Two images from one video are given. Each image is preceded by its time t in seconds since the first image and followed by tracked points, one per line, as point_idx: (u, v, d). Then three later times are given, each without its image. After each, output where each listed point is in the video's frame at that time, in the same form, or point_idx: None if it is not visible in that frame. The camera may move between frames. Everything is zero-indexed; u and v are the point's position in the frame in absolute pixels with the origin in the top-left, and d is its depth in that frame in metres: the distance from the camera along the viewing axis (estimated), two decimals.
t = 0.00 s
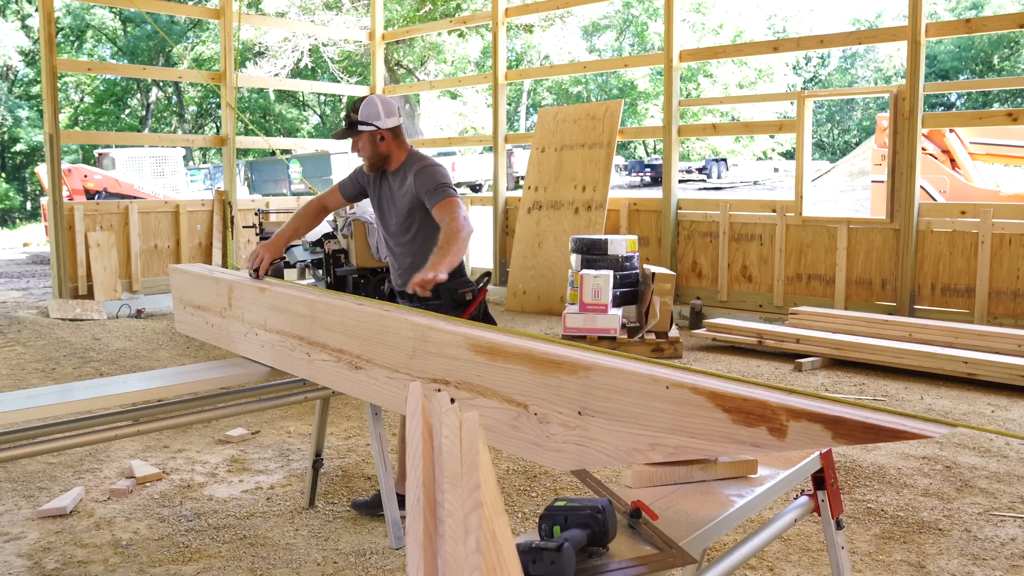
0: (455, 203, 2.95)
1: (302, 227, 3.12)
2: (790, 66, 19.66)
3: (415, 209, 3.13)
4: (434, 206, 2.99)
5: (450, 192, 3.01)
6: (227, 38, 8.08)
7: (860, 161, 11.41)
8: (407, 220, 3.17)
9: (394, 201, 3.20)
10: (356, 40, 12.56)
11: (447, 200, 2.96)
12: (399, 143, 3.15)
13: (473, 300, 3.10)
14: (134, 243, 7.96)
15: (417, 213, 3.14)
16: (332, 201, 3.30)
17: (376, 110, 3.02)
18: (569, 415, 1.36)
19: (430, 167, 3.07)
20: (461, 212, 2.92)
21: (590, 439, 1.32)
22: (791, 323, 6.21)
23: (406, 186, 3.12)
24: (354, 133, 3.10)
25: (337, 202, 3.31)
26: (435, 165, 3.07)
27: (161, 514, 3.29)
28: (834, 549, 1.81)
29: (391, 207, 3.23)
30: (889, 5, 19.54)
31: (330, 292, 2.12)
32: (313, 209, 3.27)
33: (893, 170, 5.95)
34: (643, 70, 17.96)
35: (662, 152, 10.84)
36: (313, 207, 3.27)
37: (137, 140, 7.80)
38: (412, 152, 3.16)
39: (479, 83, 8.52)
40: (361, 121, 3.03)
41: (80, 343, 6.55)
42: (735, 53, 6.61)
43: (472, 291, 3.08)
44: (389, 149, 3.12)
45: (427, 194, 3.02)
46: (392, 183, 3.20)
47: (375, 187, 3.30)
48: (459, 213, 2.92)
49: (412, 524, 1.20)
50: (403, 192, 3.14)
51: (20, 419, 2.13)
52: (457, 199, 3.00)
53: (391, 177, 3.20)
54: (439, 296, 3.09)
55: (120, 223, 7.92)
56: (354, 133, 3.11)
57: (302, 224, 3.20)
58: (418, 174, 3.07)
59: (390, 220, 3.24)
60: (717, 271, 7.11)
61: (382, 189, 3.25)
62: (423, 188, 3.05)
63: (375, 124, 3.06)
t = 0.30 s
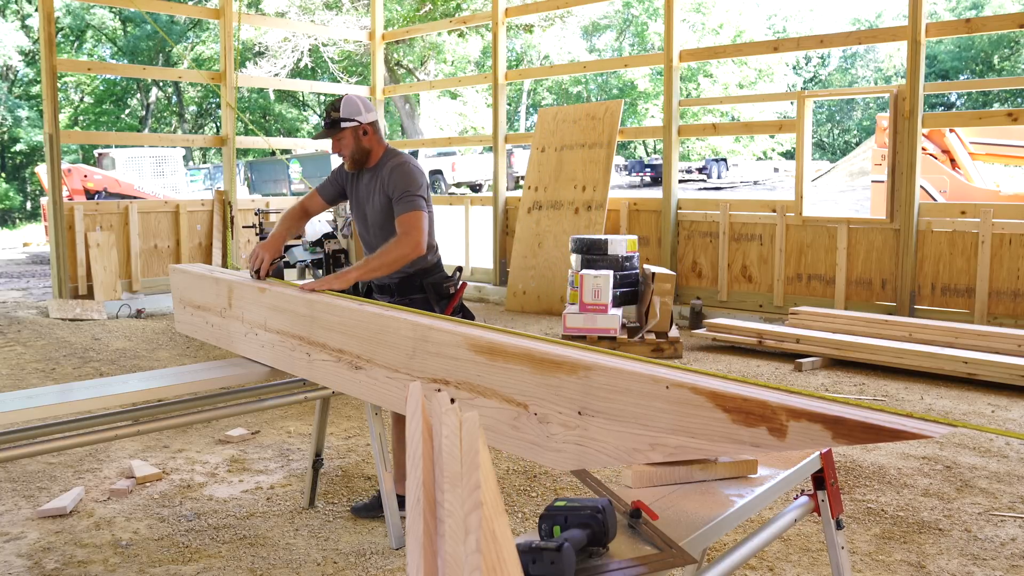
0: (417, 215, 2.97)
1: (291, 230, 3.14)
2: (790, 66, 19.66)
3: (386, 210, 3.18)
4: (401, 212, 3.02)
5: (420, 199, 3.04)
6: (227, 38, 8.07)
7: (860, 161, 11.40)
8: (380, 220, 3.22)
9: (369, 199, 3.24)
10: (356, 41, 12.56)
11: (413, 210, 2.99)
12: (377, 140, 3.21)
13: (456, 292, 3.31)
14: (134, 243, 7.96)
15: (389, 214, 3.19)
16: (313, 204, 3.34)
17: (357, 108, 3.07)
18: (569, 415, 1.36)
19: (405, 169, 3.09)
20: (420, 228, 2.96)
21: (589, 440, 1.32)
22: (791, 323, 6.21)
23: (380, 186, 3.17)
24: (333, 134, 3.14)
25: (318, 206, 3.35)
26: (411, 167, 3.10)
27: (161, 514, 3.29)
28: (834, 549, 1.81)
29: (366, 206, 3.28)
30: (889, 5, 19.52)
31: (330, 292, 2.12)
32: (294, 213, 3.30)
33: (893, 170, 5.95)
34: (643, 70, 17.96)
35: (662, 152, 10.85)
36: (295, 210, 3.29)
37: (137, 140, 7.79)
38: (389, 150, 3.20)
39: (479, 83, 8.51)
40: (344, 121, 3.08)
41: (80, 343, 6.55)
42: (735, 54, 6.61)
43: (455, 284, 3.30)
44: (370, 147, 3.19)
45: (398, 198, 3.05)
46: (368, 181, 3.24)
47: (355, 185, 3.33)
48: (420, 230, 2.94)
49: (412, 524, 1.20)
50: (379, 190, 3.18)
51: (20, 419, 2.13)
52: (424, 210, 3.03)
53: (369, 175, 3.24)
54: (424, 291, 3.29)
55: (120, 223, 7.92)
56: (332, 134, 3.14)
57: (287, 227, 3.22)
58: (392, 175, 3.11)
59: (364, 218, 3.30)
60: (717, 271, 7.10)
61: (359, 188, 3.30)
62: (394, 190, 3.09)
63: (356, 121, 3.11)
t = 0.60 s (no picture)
0: (402, 207, 2.98)
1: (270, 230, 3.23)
2: (790, 66, 19.67)
3: (369, 207, 3.18)
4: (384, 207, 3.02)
5: (402, 192, 3.04)
6: (226, 38, 8.07)
7: (860, 161, 11.40)
8: (362, 217, 3.23)
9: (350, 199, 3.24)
10: (356, 41, 12.57)
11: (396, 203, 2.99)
12: (351, 142, 3.19)
13: (439, 286, 3.31)
14: (134, 243, 7.96)
15: (373, 211, 3.20)
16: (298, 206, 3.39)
17: (326, 115, 3.04)
18: (569, 415, 1.36)
19: (383, 166, 3.10)
20: (406, 219, 2.96)
21: (589, 439, 1.32)
22: (791, 323, 6.21)
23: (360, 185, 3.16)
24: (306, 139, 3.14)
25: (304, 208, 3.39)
26: (389, 164, 3.10)
27: (161, 514, 3.29)
28: (834, 549, 1.81)
29: (348, 206, 3.28)
30: (890, 5, 19.51)
31: (330, 292, 2.12)
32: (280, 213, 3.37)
33: (893, 170, 5.95)
34: (643, 70, 17.96)
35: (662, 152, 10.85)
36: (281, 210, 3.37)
37: (137, 140, 7.79)
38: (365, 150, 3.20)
39: (479, 83, 8.51)
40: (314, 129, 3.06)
41: (80, 343, 6.55)
42: (735, 54, 6.60)
43: (438, 278, 3.29)
44: (343, 149, 3.17)
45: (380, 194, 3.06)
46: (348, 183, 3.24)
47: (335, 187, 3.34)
48: (408, 223, 2.95)
49: (412, 524, 1.20)
50: (358, 190, 3.18)
51: (20, 419, 2.12)
52: (408, 201, 3.04)
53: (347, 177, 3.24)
54: (407, 287, 3.28)
55: (120, 223, 7.92)
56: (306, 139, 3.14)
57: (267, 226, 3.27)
58: (371, 172, 3.11)
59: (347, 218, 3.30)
60: (717, 271, 7.10)
61: (339, 189, 3.31)
62: (374, 187, 3.09)
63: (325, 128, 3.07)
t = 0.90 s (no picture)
0: (377, 195, 2.96)
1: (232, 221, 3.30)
2: (790, 66, 19.67)
3: (346, 203, 3.17)
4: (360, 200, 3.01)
5: (375, 181, 3.03)
6: (226, 38, 8.08)
7: (860, 161, 11.39)
8: (340, 214, 3.21)
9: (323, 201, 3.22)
10: (356, 41, 12.57)
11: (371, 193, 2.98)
12: (319, 143, 3.16)
13: (421, 273, 3.33)
14: (134, 243, 7.96)
15: (349, 206, 3.18)
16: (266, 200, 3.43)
17: (293, 121, 3.05)
18: (569, 415, 1.36)
19: (350, 161, 3.07)
20: (385, 205, 2.96)
21: (589, 439, 1.32)
22: (791, 323, 6.21)
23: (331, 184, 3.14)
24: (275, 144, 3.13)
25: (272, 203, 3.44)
26: (355, 158, 3.08)
27: (161, 514, 3.29)
28: (834, 549, 1.81)
29: (321, 206, 3.26)
30: (890, 5, 19.51)
31: (329, 292, 2.12)
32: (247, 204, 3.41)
33: (893, 170, 5.95)
34: (643, 70, 17.96)
35: (662, 152, 10.86)
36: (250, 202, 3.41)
37: (137, 140, 7.79)
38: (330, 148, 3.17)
39: (479, 83, 8.52)
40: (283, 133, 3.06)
41: (79, 343, 6.55)
42: (735, 53, 6.61)
43: (420, 265, 3.32)
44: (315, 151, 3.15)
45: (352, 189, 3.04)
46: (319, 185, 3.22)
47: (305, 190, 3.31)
48: (387, 208, 2.94)
49: (412, 524, 1.20)
50: (330, 189, 3.16)
51: (19, 419, 2.12)
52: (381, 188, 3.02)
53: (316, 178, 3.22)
54: (390, 278, 3.30)
55: (120, 223, 7.92)
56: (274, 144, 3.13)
57: (231, 217, 3.34)
58: (340, 170, 3.08)
59: (324, 217, 3.28)
60: (717, 271, 7.10)
61: (311, 191, 3.28)
62: (347, 183, 3.06)
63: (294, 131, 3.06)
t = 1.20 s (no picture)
0: (388, 202, 2.97)
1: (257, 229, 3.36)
2: (790, 66, 19.67)
3: (355, 204, 3.16)
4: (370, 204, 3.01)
5: (387, 187, 3.04)
6: (227, 38, 8.08)
7: (860, 162, 11.39)
8: (349, 215, 3.20)
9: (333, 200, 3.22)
10: (356, 41, 12.57)
11: (383, 198, 2.98)
12: (337, 138, 3.15)
13: (433, 271, 3.30)
14: (134, 243, 7.96)
15: (358, 208, 3.18)
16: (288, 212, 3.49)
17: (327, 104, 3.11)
18: (569, 415, 1.36)
19: (365, 162, 3.07)
20: (395, 213, 2.96)
21: (589, 439, 1.32)
22: (791, 323, 6.20)
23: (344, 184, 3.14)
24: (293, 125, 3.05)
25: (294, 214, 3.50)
26: (370, 160, 3.08)
27: (161, 514, 3.29)
28: (834, 549, 1.81)
29: (330, 205, 3.25)
30: (890, 5, 19.52)
31: (329, 292, 2.12)
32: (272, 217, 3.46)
33: (893, 170, 5.95)
34: (643, 70, 17.95)
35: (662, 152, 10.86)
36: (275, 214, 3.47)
37: (137, 140, 7.79)
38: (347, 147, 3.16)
39: (479, 83, 8.52)
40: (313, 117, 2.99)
41: (79, 343, 6.55)
42: (735, 54, 6.61)
43: (431, 263, 3.28)
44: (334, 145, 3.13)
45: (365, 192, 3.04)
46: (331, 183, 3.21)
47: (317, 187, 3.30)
48: (398, 216, 2.95)
49: (412, 524, 1.20)
50: (342, 189, 3.15)
51: (19, 419, 2.12)
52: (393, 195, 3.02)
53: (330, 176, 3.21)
54: (402, 276, 3.27)
55: (120, 223, 7.92)
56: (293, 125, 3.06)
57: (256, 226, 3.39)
58: (354, 170, 3.08)
59: (331, 216, 3.27)
60: (717, 271, 7.10)
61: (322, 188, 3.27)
62: (359, 184, 3.07)
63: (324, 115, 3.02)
